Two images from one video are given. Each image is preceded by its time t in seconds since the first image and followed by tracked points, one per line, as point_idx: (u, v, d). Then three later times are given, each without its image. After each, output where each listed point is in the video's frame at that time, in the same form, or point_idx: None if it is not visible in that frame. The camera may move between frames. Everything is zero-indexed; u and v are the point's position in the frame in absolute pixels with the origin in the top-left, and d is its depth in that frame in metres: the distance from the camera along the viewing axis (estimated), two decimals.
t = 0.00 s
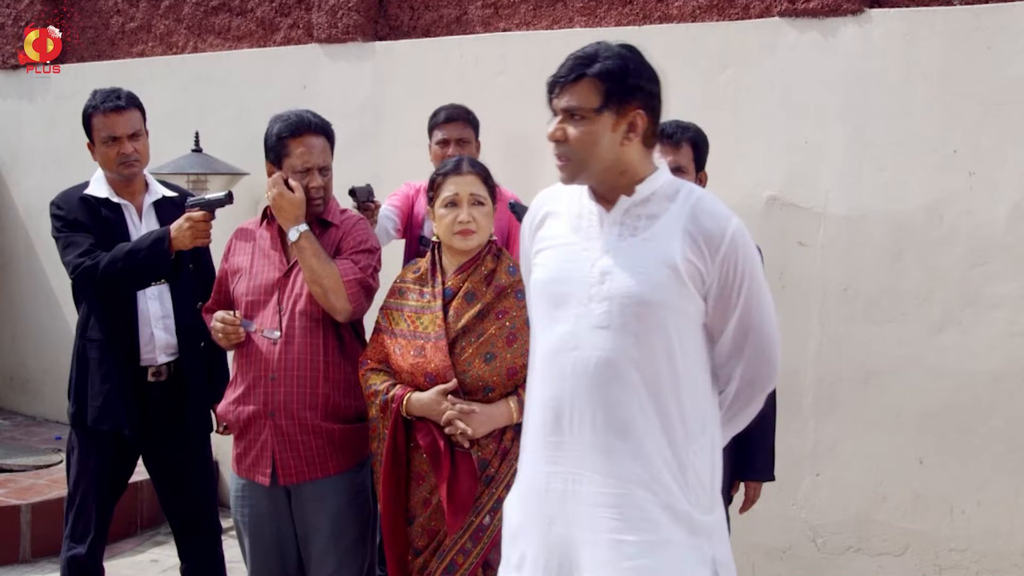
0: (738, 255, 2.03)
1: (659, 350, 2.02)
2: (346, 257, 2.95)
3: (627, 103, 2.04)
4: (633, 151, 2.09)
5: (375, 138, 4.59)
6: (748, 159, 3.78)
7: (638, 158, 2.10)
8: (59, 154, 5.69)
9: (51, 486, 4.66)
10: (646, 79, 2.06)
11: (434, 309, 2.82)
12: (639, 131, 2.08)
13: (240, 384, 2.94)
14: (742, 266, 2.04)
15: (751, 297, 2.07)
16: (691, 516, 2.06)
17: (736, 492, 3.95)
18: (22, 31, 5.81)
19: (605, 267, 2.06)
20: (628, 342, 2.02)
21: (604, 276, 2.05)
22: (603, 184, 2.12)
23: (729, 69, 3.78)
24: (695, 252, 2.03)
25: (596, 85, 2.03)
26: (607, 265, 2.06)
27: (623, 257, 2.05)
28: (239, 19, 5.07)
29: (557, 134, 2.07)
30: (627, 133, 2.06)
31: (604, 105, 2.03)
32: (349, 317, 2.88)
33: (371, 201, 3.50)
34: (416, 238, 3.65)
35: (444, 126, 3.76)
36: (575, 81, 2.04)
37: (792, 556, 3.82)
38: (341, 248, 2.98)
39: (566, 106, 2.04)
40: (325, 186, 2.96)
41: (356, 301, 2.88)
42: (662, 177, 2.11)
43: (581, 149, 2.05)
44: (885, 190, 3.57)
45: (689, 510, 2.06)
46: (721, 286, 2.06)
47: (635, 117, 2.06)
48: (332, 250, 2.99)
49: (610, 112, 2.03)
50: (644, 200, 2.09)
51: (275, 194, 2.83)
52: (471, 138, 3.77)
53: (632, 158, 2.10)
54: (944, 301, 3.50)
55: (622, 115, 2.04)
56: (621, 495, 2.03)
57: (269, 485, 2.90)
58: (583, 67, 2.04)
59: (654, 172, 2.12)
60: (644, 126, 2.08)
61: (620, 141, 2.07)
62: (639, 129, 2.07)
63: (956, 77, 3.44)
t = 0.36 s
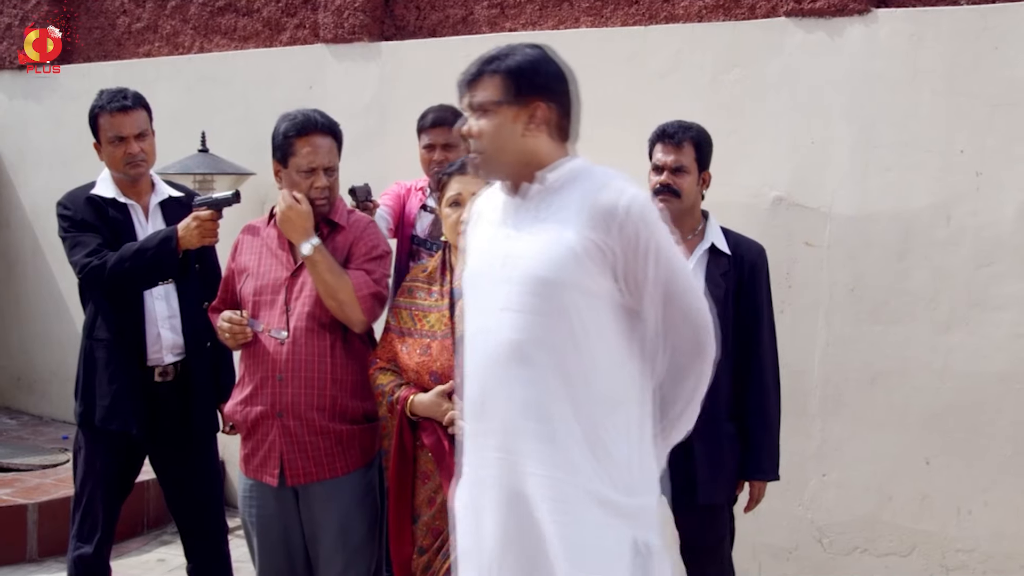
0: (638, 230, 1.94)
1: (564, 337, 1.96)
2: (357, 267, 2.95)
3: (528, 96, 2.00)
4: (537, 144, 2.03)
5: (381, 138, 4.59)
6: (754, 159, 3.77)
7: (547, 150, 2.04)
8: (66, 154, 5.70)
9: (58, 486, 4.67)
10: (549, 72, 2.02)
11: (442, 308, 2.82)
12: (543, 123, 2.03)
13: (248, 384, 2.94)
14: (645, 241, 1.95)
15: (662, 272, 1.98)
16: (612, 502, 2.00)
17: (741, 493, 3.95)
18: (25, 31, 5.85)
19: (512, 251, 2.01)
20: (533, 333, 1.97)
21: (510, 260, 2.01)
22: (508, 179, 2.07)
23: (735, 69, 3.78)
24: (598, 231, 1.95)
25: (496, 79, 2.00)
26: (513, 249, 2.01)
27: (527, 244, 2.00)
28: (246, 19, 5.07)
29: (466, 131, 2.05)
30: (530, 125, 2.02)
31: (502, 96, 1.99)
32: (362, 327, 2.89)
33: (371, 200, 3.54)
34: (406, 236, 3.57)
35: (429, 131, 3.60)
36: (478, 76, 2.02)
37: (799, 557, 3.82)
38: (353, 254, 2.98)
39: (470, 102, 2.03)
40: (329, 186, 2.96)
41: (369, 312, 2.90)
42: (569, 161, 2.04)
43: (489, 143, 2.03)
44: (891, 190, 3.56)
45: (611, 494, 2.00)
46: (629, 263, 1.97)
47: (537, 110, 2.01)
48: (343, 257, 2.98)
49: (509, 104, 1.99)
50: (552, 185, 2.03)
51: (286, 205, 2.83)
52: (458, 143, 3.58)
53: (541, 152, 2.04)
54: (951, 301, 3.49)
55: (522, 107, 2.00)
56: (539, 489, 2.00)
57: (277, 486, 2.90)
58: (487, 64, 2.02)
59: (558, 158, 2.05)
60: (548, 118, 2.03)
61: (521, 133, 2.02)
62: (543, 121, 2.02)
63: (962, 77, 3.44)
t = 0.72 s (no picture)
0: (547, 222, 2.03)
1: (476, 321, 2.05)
2: (374, 270, 2.94)
3: (477, 94, 2.13)
4: (487, 140, 2.16)
5: (391, 138, 4.59)
6: (764, 158, 3.77)
7: (496, 147, 2.16)
8: (76, 154, 5.71)
9: (68, 485, 4.68)
10: (504, 72, 2.15)
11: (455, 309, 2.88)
12: (490, 119, 2.15)
13: (256, 383, 2.95)
14: (559, 234, 2.03)
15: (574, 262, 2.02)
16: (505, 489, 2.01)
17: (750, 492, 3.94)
18: (25, 31, 5.93)
19: (442, 246, 2.12)
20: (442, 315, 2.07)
21: (439, 254, 2.12)
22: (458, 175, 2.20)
23: (744, 69, 3.77)
24: (512, 223, 2.05)
25: (450, 77, 2.14)
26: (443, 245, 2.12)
27: (455, 237, 2.11)
28: (256, 19, 5.08)
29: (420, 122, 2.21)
30: (479, 121, 2.15)
31: (452, 89, 2.14)
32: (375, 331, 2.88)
33: (374, 203, 3.48)
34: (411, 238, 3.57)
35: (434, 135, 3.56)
36: (434, 72, 2.18)
37: (808, 557, 3.80)
38: (367, 256, 2.97)
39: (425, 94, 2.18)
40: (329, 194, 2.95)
41: (386, 316, 2.91)
42: (520, 162, 2.16)
43: (441, 137, 2.16)
44: (902, 190, 3.56)
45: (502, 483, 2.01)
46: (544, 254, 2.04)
47: (486, 107, 2.14)
48: (358, 259, 2.97)
49: (460, 99, 2.13)
50: (491, 181, 2.15)
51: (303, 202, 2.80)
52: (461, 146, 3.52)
53: (490, 148, 2.16)
54: (962, 301, 3.49)
55: (472, 103, 2.14)
56: (444, 467, 2.09)
57: (283, 485, 2.90)
58: (445, 61, 2.17)
59: (507, 157, 2.17)
60: (498, 115, 2.15)
61: (471, 128, 2.15)
62: (493, 118, 2.15)
63: (973, 76, 3.43)
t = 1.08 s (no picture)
0: (429, 218, 1.96)
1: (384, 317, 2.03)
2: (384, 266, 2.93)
3: (460, 94, 2.03)
4: (462, 142, 2.06)
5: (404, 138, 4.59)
6: (778, 158, 3.76)
7: (469, 152, 2.07)
8: (90, 154, 5.73)
9: (82, 484, 4.70)
10: (490, 75, 2.04)
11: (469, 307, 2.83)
12: (468, 122, 2.05)
13: (270, 380, 2.95)
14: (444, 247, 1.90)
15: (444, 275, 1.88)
16: (390, 481, 2.02)
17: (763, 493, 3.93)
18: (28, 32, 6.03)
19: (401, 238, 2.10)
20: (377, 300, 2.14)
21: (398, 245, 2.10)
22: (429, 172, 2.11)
23: (757, 68, 3.77)
24: (419, 217, 2.02)
25: (434, 72, 2.04)
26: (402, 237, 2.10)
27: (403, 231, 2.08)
28: (269, 19, 5.09)
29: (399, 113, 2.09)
30: (458, 122, 2.05)
31: (434, 85, 2.03)
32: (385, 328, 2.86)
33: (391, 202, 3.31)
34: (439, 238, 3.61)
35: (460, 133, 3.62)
36: (422, 63, 2.07)
37: (822, 558, 3.79)
38: (380, 255, 2.97)
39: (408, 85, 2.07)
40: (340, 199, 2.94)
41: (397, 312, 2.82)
42: (480, 165, 2.06)
43: (417, 134, 2.06)
44: (916, 190, 3.54)
45: (388, 471, 2.02)
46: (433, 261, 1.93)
47: (466, 110, 2.04)
48: (372, 257, 2.97)
49: (440, 96, 2.03)
50: (449, 182, 2.05)
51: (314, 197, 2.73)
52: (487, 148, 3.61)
53: (463, 151, 2.07)
54: (977, 301, 3.47)
55: (452, 103, 2.03)
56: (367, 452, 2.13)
57: (295, 484, 2.91)
58: (434, 56, 2.06)
59: (479, 159, 2.08)
60: (477, 119, 2.05)
61: (447, 128, 2.05)
62: (471, 121, 2.05)
63: (988, 76, 3.42)
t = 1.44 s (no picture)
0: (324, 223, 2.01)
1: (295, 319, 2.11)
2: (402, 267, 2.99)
3: (370, 90, 2.04)
4: (375, 135, 2.08)
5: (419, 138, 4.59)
6: (794, 158, 3.75)
7: (382, 146, 2.08)
8: (107, 155, 5.76)
9: (99, 484, 4.71)
10: (400, 69, 2.06)
11: (487, 307, 2.80)
12: (378, 117, 2.07)
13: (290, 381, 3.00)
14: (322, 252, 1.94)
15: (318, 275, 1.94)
16: (290, 480, 2.08)
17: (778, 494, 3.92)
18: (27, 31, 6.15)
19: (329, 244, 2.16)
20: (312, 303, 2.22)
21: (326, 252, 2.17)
22: (346, 166, 2.13)
23: (773, 68, 3.76)
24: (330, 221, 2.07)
25: (345, 68, 2.05)
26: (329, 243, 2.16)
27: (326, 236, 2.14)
28: (285, 20, 5.11)
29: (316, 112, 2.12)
30: (368, 119, 2.06)
31: (344, 82, 2.05)
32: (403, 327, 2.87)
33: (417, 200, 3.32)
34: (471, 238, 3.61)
35: (493, 132, 3.69)
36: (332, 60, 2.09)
37: (838, 559, 3.78)
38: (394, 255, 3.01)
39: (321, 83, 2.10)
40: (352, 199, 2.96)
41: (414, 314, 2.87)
42: (391, 164, 2.07)
43: (332, 129, 2.08)
44: (933, 190, 3.53)
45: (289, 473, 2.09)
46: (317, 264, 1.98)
47: (377, 105, 2.06)
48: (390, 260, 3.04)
49: (352, 93, 2.05)
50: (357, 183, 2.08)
51: (315, 138, 2.56)
52: (517, 150, 3.67)
53: (377, 146, 2.08)
54: (994, 302, 3.46)
55: (363, 100, 2.05)
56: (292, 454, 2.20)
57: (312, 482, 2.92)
58: (347, 52, 2.07)
59: (392, 154, 2.09)
60: (388, 114, 2.07)
61: (360, 123, 2.06)
62: (383, 116, 2.07)
63: (1006, 76, 3.40)
